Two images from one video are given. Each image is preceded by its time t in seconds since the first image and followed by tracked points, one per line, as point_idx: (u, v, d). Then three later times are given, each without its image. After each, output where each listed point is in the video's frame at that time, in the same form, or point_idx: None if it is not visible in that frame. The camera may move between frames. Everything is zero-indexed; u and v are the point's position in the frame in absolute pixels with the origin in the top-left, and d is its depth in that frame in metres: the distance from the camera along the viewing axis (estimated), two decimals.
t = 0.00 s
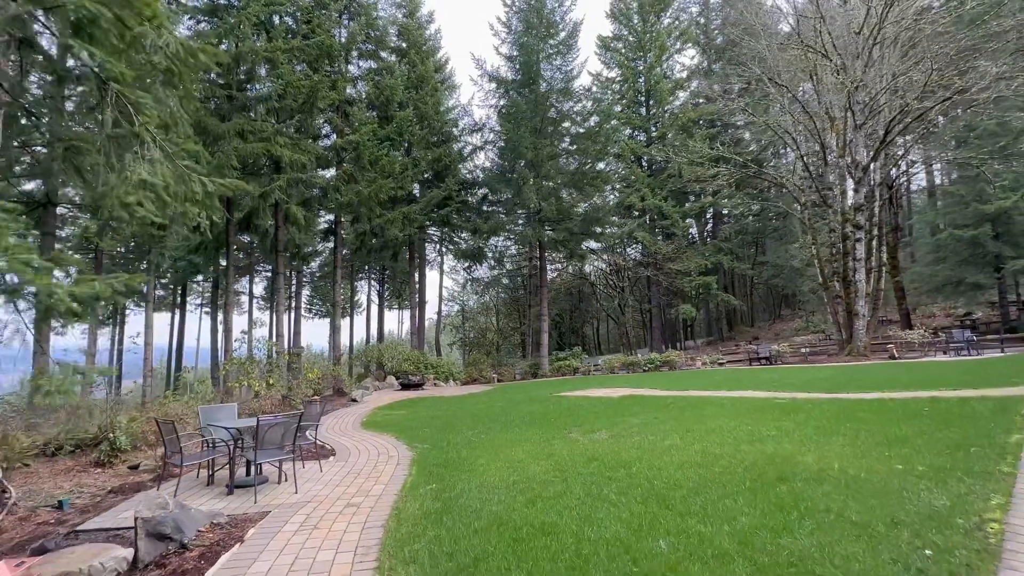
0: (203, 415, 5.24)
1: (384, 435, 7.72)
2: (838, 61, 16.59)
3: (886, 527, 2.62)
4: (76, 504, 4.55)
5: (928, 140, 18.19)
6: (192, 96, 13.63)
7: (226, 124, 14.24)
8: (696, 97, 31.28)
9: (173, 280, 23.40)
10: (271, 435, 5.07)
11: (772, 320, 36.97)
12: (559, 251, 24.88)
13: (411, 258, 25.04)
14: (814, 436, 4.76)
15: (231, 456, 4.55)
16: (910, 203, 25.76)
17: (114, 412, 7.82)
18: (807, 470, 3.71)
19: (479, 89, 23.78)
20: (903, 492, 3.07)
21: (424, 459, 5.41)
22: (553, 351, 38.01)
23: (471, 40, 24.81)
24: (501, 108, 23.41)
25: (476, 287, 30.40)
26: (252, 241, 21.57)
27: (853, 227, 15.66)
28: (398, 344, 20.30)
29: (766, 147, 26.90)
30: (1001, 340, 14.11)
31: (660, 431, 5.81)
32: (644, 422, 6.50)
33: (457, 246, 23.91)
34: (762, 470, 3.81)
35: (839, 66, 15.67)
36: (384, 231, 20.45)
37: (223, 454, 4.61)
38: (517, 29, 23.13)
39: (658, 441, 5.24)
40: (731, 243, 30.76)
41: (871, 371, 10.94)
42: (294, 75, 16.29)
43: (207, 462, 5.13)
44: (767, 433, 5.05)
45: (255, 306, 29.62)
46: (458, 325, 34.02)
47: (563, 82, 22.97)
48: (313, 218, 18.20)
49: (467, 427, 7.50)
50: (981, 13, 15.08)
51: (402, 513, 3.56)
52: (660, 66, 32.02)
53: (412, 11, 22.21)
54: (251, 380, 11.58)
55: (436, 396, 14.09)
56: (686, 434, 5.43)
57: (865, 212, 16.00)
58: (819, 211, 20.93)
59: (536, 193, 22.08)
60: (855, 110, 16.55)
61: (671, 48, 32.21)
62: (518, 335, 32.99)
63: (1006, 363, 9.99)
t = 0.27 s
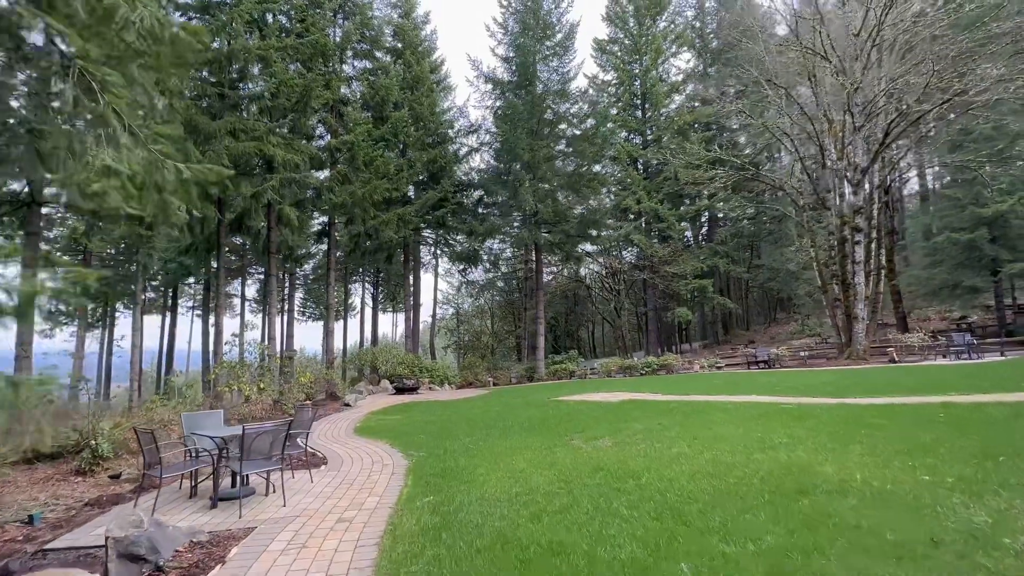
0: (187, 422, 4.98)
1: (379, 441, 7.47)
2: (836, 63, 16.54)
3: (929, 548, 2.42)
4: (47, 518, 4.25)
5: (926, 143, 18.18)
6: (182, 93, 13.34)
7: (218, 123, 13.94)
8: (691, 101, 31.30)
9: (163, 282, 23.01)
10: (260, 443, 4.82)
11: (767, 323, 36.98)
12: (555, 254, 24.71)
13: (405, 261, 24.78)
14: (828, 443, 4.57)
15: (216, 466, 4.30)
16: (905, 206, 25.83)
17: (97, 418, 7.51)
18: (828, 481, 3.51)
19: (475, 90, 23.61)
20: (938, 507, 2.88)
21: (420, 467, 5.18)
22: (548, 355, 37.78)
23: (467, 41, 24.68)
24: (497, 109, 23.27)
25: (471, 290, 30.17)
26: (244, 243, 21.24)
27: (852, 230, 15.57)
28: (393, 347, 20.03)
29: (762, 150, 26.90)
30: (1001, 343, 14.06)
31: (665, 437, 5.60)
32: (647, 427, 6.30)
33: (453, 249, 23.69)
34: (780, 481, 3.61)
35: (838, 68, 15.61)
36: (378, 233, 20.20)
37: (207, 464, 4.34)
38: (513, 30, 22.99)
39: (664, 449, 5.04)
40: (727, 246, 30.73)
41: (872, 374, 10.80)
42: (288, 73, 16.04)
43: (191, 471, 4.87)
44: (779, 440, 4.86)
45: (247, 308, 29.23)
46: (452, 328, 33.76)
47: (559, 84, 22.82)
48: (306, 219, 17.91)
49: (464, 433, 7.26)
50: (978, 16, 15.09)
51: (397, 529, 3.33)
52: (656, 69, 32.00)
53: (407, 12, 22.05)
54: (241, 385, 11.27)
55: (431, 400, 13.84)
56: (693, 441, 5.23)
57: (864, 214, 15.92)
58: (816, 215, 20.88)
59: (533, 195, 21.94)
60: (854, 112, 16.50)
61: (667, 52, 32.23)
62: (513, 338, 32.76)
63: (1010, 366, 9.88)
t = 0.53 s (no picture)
0: (172, 428, 4.74)
1: (374, 447, 7.21)
2: (835, 65, 16.51)
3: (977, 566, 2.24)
4: (18, 532, 3.96)
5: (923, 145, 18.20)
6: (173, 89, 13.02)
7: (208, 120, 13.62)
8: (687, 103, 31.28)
9: (152, 283, 22.58)
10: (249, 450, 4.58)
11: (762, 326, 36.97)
12: (551, 256, 24.53)
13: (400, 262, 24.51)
14: (845, 449, 4.40)
15: (202, 474, 4.06)
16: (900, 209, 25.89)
17: (80, 424, 7.21)
18: (854, 490, 3.34)
19: (471, 91, 23.43)
20: (976, 519, 2.70)
21: (418, 474, 4.96)
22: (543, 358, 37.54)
23: (462, 41, 24.48)
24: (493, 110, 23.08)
25: (466, 292, 29.91)
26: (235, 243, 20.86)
27: (851, 232, 15.49)
28: (387, 349, 19.73)
29: (757, 153, 26.92)
30: (999, 345, 14.03)
31: (672, 442, 5.42)
32: (653, 432, 6.11)
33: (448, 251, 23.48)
34: (804, 490, 3.41)
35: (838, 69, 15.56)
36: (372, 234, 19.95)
37: (192, 472, 4.08)
38: (509, 30, 22.85)
39: (673, 455, 4.84)
40: (722, 249, 30.71)
41: (874, 376, 10.68)
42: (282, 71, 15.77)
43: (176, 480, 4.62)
44: (793, 445, 4.68)
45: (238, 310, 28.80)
46: (447, 330, 33.47)
47: (556, 85, 22.60)
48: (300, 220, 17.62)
49: (462, 438, 7.02)
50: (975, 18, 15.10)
51: (395, 543, 3.13)
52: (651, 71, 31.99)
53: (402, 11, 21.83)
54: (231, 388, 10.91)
55: (426, 404, 13.55)
56: (701, 447, 5.05)
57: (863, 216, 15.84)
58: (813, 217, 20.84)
59: (529, 196, 21.76)
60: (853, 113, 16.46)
61: (662, 54, 32.19)
62: (508, 341, 32.51)
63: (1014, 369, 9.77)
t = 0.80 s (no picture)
0: (153, 432, 4.48)
1: (367, 451, 6.96)
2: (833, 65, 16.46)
3: None
4: None
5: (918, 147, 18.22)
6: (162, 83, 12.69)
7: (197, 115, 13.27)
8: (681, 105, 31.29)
9: (140, 283, 22.13)
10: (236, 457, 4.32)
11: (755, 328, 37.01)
12: (546, 257, 24.33)
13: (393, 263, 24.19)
14: (863, 453, 4.23)
15: (184, 483, 3.80)
16: (893, 211, 25.99)
17: (58, 429, 6.88)
18: (882, 498, 3.17)
19: (465, 90, 23.20)
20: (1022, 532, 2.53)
21: (414, 481, 4.73)
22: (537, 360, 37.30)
23: (457, 40, 24.27)
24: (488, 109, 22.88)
25: (459, 293, 29.64)
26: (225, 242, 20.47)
27: (848, 233, 15.43)
28: (380, 351, 19.42)
29: (752, 154, 26.93)
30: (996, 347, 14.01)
31: (678, 447, 5.23)
32: (658, 435, 5.91)
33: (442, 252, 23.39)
34: (828, 499, 3.23)
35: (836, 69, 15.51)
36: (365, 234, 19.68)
37: (172, 483, 3.79)
38: (504, 29, 22.67)
39: (681, 461, 4.66)
40: (716, 251, 30.71)
41: (875, 378, 10.57)
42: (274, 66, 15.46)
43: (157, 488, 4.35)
44: (807, 450, 4.51)
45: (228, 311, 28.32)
46: (440, 332, 33.16)
47: (551, 84, 22.47)
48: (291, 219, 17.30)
49: (459, 442, 6.79)
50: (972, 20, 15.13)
51: (393, 557, 2.91)
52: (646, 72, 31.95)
53: (396, 9, 21.61)
54: (220, 391, 10.56)
55: (420, 407, 13.30)
56: (710, 451, 4.86)
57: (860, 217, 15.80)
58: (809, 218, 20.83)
59: (524, 196, 21.57)
60: (850, 113, 16.43)
61: (657, 56, 32.18)
62: (501, 343, 32.24)
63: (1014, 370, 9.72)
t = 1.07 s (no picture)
0: (129, 438, 4.22)
1: (359, 455, 6.72)
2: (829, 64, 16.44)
3: None
4: None
5: (911, 148, 18.27)
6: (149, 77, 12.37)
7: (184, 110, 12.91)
8: (675, 106, 31.33)
9: (126, 282, 21.67)
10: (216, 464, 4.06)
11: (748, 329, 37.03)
12: (539, 257, 24.13)
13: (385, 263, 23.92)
14: (876, 457, 4.09)
15: (162, 492, 3.56)
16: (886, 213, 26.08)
17: (33, 433, 6.55)
18: (905, 505, 3.01)
19: (459, 88, 22.96)
20: None
21: (409, 488, 4.51)
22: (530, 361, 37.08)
23: (450, 39, 24.08)
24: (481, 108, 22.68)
25: (452, 294, 29.37)
26: (214, 242, 20.09)
27: (843, 233, 15.39)
28: (372, 352, 19.09)
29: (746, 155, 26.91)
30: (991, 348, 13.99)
31: (682, 450, 5.07)
32: (660, 438, 5.74)
33: (435, 252, 23.16)
34: (847, 506, 3.07)
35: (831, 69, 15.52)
36: (356, 233, 19.35)
37: (150, 492, 3.54)
38: (498, 27, 22.46)
39: (687, 465, 4.49)
40: (710, 251, 30.71)
41: (873, 379, 10.51)
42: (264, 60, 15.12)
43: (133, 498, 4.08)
44: (818, 453, 4.36)
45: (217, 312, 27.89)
46: (432, 333, 32.87)
47: (545, 84, 22.35)
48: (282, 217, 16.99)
49: (454, 446, 6.58)
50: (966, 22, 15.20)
51: (388, 571, 2.70)
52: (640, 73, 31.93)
53: (389, 6, 21.37)
54: (208, 392, 10.27)
55: (413, 408, 13.06)
56: (717, 455, 4.68)
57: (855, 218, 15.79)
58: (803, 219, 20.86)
59: (518, 195, 21.36)
60: (845, 114, 16.45)
61: (650, 57, 32.20)
62: (494, 344, 31.98)
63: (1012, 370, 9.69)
